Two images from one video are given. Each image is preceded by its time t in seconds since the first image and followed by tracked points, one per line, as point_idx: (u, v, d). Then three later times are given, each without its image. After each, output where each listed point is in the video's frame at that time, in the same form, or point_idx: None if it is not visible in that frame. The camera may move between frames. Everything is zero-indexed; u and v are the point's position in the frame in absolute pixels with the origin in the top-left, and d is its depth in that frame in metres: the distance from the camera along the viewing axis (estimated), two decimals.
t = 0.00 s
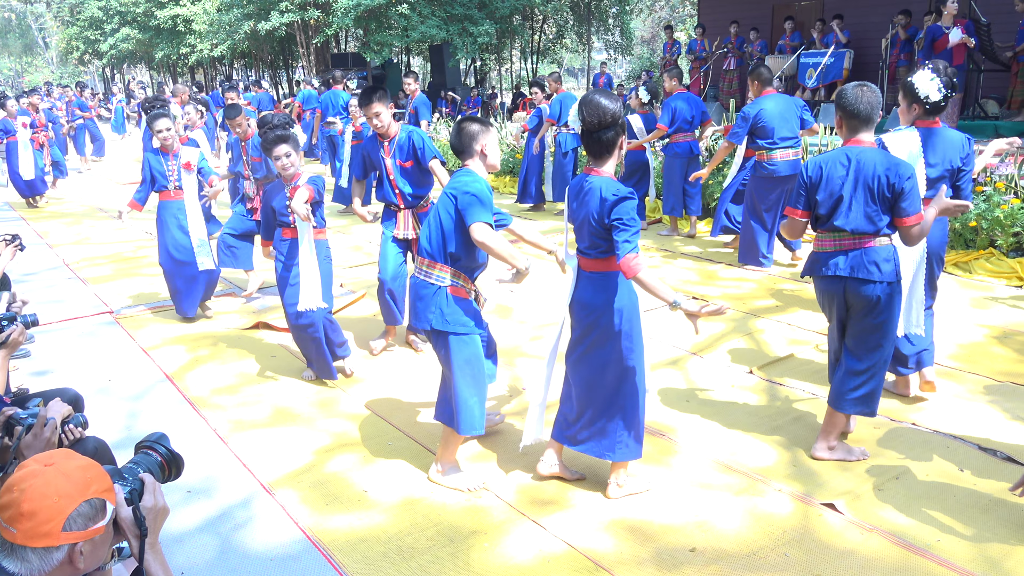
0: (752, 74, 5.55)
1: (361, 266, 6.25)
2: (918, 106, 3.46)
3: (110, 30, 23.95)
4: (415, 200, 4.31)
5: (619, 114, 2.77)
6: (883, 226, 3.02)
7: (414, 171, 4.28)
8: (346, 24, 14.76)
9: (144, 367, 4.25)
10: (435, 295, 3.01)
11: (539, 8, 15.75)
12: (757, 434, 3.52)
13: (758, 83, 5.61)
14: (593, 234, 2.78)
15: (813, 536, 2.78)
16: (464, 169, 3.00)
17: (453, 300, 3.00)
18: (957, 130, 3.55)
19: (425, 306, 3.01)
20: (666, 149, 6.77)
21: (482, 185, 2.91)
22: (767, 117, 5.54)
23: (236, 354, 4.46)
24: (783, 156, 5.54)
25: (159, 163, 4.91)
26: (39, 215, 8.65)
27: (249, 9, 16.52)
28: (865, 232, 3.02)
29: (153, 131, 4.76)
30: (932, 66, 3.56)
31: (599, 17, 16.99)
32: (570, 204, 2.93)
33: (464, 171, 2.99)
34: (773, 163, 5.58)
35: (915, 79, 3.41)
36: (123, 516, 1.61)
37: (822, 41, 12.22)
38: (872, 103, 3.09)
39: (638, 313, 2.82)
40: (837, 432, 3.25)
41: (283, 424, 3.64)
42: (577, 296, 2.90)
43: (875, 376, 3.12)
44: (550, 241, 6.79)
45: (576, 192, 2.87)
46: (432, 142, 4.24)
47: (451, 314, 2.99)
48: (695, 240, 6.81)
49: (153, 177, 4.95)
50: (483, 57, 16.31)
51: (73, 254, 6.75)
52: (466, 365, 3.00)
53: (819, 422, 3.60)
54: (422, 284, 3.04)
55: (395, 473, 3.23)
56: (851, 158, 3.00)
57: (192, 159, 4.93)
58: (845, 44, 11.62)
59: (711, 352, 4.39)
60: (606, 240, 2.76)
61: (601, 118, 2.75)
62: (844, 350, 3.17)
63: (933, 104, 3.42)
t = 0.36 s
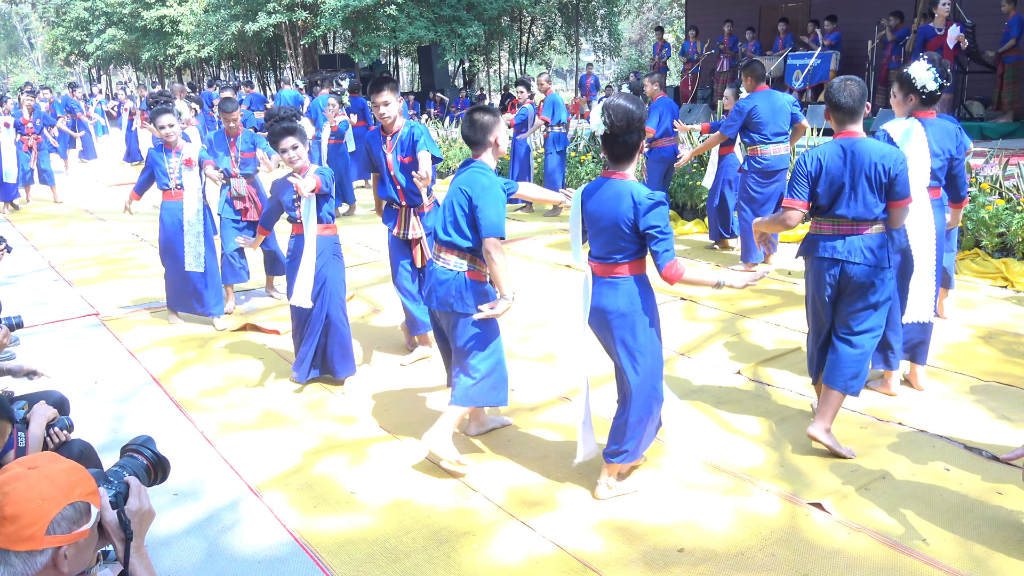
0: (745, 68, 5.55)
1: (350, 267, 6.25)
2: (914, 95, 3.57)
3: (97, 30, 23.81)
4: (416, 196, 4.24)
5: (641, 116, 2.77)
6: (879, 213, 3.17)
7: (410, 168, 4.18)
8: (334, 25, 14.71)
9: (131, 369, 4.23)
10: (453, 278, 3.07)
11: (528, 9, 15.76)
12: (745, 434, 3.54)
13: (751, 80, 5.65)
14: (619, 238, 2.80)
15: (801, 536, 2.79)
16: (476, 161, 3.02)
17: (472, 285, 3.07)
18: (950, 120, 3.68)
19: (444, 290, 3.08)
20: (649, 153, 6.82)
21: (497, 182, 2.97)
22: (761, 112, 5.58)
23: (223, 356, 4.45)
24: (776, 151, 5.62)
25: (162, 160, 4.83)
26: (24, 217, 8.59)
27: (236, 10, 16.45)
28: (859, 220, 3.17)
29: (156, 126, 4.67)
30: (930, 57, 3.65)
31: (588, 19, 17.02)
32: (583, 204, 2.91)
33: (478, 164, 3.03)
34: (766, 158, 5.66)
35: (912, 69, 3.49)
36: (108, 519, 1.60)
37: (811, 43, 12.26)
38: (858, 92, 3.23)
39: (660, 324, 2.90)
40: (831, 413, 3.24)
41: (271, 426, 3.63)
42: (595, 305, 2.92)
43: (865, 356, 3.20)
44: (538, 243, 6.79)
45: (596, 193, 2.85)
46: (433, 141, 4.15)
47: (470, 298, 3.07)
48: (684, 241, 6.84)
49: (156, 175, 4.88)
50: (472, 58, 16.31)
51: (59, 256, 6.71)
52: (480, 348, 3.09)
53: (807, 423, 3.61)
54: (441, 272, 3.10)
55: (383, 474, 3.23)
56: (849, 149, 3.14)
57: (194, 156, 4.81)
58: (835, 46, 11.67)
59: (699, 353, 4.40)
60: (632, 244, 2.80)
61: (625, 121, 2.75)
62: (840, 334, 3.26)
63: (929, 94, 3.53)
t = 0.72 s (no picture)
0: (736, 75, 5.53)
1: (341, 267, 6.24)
2: (914, 106, 3.67)
3: (87, 28, 23.70)
4: (414, 205, 4.19)
5: (666, 116, 2.79)
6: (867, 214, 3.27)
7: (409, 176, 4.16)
8: (327, 24, 14.70)
9: (120, 368, 4.21)
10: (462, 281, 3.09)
11: (521, 10, 15.78)
12: (736, 434, 3.55)
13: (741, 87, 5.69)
14: (644, 235, 2.81)
15: (791, 536, 2.80)
16: (480, 166, 3.00)
17: (479, 288, 3.08)
18: (955, 132, 3.69)
19: (451, 293, 3.11)
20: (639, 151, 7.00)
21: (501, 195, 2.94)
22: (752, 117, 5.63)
23: (214, 356, 4.43)
24: (767, 156, 5.68)
25: (172, 167, 4.78)
26: (13, 215, 8.53)
27: (228, 8, 16.40)
28: (846, 219, 3.27)
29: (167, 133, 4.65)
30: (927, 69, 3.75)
31: (581, 19, 17.07)
32: (603, 198, 2.89)
33: (483, 172, 2.99)
34: (757, 163, 5.71)
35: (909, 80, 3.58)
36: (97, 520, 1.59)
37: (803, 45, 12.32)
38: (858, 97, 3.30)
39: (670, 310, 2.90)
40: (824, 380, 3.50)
41: (261, 425, 3.61)
42: (614, 300, 2.91)
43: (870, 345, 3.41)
44: (530, 243, 6.80)
45: (619, 189, 2.84)
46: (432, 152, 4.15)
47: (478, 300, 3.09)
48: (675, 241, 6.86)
49: (167, 182, 4.83)
50: (465, 58, 16.32)
51: (48, 254, 6.67)
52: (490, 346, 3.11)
53: (798, 424, 3.63)
54: (448, 274, 3.12)
55: (374, 474, 3.22)
56: (840, 149, 3.22)
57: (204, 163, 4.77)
58: (826, 49, 11.73)
59: (690, 354, 4.42)
60: (658, 241, 2.82)
61: (655, 120, 2.75)
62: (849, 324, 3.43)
63: (928, 105, 3.63)
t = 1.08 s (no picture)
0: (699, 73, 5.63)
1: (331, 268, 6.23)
2: (903, 103, 3.70)
3: (75, 28, 23.57)
4: (428, 202, 4.06)
5: (685, 117, 2.82)
6: (883, 205, 3.30)
7: (424, 171, 4.01)
8: (316, 24, 14.66)
9: (109, 369, 4.19)
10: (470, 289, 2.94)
11: (511, 11, 15.79)
12: (726, 434, 3.56)
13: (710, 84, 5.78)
14: (654, 236, 2.83)
15: (781, 536, 2.81)
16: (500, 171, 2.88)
17: (487, 300, 2.93)
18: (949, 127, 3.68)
19: (458, 303, 2.95)
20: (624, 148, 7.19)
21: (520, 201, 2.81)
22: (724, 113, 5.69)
23: (203, 357, 4.41)
24: (736, 150, 5.73)
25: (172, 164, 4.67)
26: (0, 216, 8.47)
27: (217, 8, 16.34)
28: (864, 211, 3.31)
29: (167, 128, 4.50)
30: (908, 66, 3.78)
31: (571, 20, 17.10)
32: (617, 198, 2.89)
33: (502, 176, 2.87)
34: (726, 157, 5.76)
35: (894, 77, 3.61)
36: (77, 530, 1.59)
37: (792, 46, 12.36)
38: (877, 93, 3.34)
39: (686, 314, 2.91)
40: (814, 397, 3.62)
41: (251, 427, 3.60)
42: (624, 298, 2.92)
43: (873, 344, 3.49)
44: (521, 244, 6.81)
45: (634, 191, 2.84)
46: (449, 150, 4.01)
47: (485, 313, 2.93)
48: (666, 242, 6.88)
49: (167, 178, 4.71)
50: (455, 59, 16.31)
51: (36, 255, 6.63)
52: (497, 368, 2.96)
53: (788, 423, 3.65)
54: (456, 282, 2.97)
55: (364, 475, 3.21)
56: (856, 144, 3.27)
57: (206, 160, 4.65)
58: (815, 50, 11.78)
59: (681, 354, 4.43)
60: (668, 244, 2.85)
61: (677, 121, 2.78)
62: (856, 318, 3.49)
63: (916, 101, 3.65)
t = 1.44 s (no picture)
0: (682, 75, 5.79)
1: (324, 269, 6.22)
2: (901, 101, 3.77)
3: (66, 29, 23.47)
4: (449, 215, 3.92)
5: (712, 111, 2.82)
6: (916, 205, 3.36)
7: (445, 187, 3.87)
8: (308, 25, 14.63)
9: (101, 372, 4.17)
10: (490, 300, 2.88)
11: (503, 11, 15.78)
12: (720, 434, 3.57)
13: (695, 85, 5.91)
14: (684, 228, 2.85)
15: (774, 535, 2.81)
16: (518, 175, 2.86)
17: (507, 307, 2.88)
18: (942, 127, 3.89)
19: (475, 314, 2.88)
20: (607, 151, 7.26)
21: (543, 203, 2.79)
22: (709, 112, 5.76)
23: (196, 359, 4.39)
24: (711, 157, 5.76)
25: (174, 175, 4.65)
26: None
27: (209, 10, 16.30)
28: (895, 213, 3.37)
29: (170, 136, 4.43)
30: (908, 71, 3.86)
31: (563, 21, 17.12)
32: (645, 195, 2.94)
33: (521, 179, 2.85)
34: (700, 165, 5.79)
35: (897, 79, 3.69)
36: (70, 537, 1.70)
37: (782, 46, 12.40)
38: (903, 93, 3.37)
39: (717, 321, 2.94)
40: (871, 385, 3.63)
41: (244, 429, 3.59)
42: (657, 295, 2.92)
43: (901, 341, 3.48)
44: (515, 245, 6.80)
45: (659, 185, 2.89)
46: (472, 166, 3.77)
47: (505, 323, 2.87)
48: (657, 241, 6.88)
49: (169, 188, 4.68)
50: (448, 60, 16.31)
51: (27, 258, 6.60)
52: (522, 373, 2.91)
53: (782, 422, 3.65)
54: (472, 292, 2.90)
55: (358, 477, 3.21)
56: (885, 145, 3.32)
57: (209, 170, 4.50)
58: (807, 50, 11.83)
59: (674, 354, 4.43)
60: (699, 234, 2.86)
61: (703, 115, 2.79)
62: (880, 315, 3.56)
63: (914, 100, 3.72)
